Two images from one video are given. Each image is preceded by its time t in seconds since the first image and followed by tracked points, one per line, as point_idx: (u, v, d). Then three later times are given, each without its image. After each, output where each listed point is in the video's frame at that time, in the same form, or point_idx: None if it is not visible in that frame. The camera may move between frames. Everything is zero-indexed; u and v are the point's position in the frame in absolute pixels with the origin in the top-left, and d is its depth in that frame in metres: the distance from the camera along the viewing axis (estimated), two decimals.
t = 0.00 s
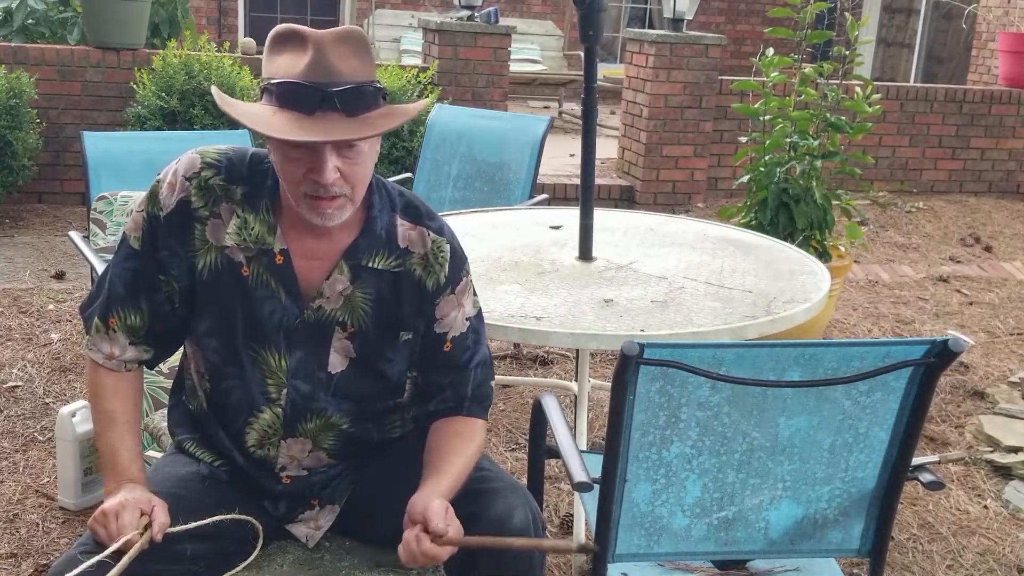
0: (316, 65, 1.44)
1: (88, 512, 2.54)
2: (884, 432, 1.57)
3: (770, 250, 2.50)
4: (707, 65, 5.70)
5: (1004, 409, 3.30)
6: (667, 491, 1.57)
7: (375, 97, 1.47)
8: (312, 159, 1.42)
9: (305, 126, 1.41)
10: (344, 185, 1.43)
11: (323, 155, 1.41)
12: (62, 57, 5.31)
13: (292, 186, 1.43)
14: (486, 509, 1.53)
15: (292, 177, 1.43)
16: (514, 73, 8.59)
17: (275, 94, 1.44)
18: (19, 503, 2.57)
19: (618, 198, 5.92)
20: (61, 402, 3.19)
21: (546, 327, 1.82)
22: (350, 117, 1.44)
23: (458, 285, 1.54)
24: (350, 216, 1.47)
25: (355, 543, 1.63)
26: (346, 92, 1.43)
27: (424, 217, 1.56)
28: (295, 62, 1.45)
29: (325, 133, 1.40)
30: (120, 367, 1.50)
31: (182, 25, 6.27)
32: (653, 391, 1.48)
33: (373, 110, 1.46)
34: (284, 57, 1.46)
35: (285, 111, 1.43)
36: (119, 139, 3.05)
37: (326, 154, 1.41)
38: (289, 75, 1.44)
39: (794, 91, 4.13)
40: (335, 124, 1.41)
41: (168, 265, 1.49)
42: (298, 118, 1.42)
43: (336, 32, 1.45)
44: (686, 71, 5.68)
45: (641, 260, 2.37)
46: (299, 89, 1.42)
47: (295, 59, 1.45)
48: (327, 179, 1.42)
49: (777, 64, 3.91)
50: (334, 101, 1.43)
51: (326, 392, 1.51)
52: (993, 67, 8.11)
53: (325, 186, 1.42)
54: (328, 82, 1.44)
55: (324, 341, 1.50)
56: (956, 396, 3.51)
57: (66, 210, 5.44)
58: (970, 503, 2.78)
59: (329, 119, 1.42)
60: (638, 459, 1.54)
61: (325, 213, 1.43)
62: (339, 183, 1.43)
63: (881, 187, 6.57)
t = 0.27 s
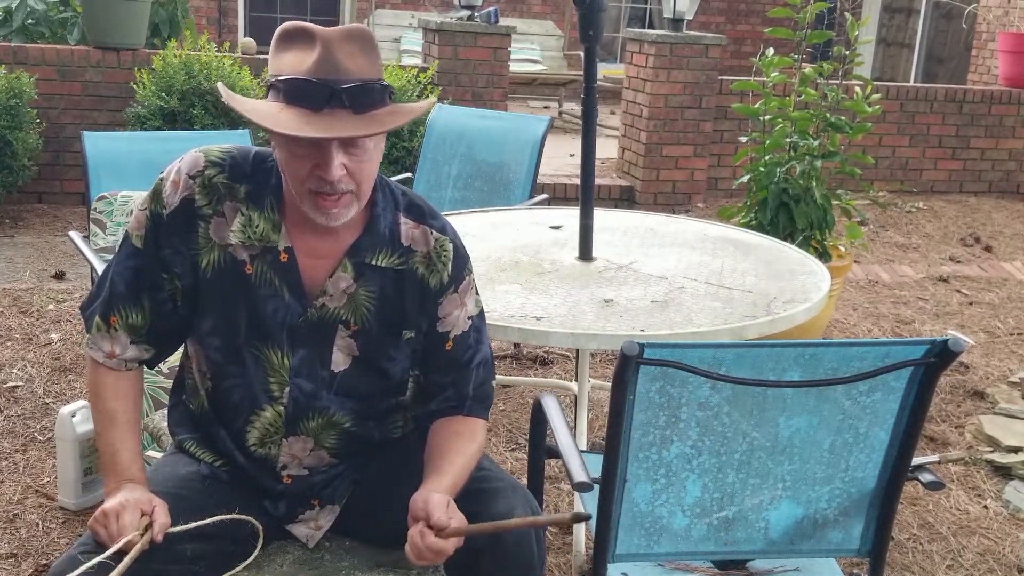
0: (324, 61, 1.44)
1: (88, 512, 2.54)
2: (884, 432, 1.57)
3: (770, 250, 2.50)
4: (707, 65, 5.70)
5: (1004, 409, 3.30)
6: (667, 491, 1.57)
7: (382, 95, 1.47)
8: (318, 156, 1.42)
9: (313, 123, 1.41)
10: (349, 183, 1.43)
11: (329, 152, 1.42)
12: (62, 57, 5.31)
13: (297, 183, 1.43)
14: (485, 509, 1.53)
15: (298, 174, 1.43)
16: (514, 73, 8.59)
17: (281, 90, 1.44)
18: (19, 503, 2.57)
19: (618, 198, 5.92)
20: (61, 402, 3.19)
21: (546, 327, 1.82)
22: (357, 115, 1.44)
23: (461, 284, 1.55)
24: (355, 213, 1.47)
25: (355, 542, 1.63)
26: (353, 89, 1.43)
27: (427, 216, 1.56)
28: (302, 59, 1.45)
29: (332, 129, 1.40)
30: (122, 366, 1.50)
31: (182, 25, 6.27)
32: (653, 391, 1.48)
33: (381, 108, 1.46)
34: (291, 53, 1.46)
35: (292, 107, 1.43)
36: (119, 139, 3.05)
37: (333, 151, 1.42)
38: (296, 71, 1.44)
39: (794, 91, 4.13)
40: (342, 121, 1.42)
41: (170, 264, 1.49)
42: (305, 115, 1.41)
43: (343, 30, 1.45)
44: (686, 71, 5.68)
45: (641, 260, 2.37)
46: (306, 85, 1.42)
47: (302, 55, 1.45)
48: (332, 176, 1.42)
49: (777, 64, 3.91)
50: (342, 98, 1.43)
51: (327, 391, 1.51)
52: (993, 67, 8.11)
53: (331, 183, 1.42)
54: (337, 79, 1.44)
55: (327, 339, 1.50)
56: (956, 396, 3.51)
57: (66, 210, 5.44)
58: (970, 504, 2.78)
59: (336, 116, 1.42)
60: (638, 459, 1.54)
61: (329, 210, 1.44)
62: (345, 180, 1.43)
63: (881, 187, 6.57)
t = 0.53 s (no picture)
0: (331, 62, 1.44)
1: (88, 512, 2.54)
2: (884, 432, 1.57)
3: (770, 250, 2.50)
4: (707, 65, 5.70)
5: (1004, 409, 3.30)
6: (667, 491, 1.57)
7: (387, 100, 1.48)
8: (320, 157, 1.42)
9: (317, 122, 1.41)
10: (350, 185, 1.43)
11: (331, 153, 1.42)
12: (62, 57, 5.31)
13: (298, 184, 1.43)
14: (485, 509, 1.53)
15: (300, 175, 1.43)
16: (514, 73, 8.59)
17: (286, 90, 1.44)
18: (19, 503, 2.57)
19: (618, 198, 5.92)
20: (61, 402, 3.19)
21: (546, 327, 1.82)
22: (360, 117, 1.44)
23: (461, 287, 1.55)
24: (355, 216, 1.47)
25: (355, 543, 1.63)
26: (358, 91, 1.43)
27: (427, 219, 1.56)
28: (308, 60, 1.45)
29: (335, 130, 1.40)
30: (122, 368, 1.49)
31: (182, 26, 6.27)
32: (653, 391, 1.48)
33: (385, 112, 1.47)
34: (298, 54, 1.46)
35: (296, 107, 1.43)
36: (120, 139, 3.05)
37: (334, 153, 1.42)
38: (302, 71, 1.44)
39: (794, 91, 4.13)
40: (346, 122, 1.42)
41: (170, 266, 1.49)
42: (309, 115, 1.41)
43: (351, 33, 1.46)
44: (686, 71, 5.68)
45: (641, 260, 2.37)
46: (311, 85, 1.42)
47: (309, 56, 1.46)
48: (334, 177, 1.42)
49: (777, 64, 3.91)
50: (347, 99, 1.43)
51: (328, 393, 1.51)
52: (993, 67, 8.11)
53: (332, 183, 1.42)
54: (342, 81, 1.44)
55: (327, 342, 1.50)
56: (956, 396, 3.51)
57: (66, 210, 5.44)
58: (970, 503, 2.78)
59: (340, 117, 1.42)
60: (638, 459, 1.54)
61: (329, 212, 1.43)
62: (345, 182, 1.43)
63: (881, 187, 6.57)
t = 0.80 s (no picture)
0: (331, 53, 1.44)
1: (88, 512, 2.54)
2: (884, 432, 1.57)
3: (770, 250, 2.50)
4: (706, 65, 5.70)
5: (1004, 409, 3.30)
6: (667, 491, 1.57)
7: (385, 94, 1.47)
8: (315, 148, 1.42)
9: (313, 111, 1.41)
10: (344, 177, 1.43)
11: (326, 144, 1.42)
12: (62, 57, 5.31)
13: (293, 175, 1.43)
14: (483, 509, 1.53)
15: (294, 166, 1.43)
16: (514, 73, 8.59)
17: (285, 79, 1.44)
18: (19, 503, 2.57)
19: (618, 198, 5.92)
20: (61, 401, 3.19)
21: (546, 327, 1.82)
22: (357, 109, 1.44)
23: (458, 287, 1.55)
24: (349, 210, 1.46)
25: (355, 543, 1.63)
26: (356, 83, 1.43)
27: (424, 218, 1.56)
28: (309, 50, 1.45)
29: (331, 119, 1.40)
30: (121, 368, 1.50)
31: (182, 26, 6.28)
32: (653, 391, 1.48)
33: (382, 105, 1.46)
34: (298, 44, 1.46)
35: (294, 96, 1.42)
36: (119, 138, 3.05)
37: (328, 143, 1.42)
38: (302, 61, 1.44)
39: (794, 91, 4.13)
40: (342, 112, 1.41)
41: (168, 266, 1.49)
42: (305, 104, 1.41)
43: (352, 26, 1.46)
44: (686, 71, 5.68)
45: (641, 260, 2.37)
46: (310, 75, 1.42)
47: (309, 46, 1.46)
48: (327, 168, 1.42)
49: (777, 64, 3.91)
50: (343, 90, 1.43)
51: (326, 392, 1.51)
52: (992, 67, 8.11)
53: (325, 174, 1.42)
54: (338, 71, 1.44)
55: (325, 341, 1.50)
56: (956, 396, 3.51)
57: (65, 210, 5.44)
58: (970, 504, 2.78)
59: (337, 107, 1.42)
60: (638, 459, 1.54)
61: (322, 203, 1.43)
62: (339, 173, 1.42)
63: (881, 187, 6.57)
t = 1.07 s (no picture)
0: (343, 50, 1.44)
1: (88, 512, 2.54)
2: (883, 432, 1.57)
3: (770, 250, 2.50)
4: (706, 65, 5.70)
5: (1004, 409, 3.30)
6: (666, 491, 1.57)
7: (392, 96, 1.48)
8: (321, 145, 1.42)
9: (323, 106, 1.40)
10: (347, 176, 1.43)
11: (332, 142, 1.42)
12: (62, 57, 5.31)
13: (297, 173, 1.43)
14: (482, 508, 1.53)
15: (299, 163, 1.43)
16: (514, 73, 8.59)
17: (293, 74, 1.44)
18: (19, 503, 2.57)
19: (618, 198, 5.92)
20: (61, 402, 3.19)
21: (546, 327, 1.82)
22: (365, 108, 1.44)
23: (454, 286, 1.55)
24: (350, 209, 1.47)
25: (355, 542, 1.63)
26: (367, 83, 1.43)
27: (421, 217, 1.56)
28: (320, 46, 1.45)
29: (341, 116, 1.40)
30: (118, 368, 1.49)
31: (182, 25, 6.28)
32: (653, 391, 1.48)
33: (389, 107, 1.47)
34: (309, 40, 1.46)
35: (303, 91, 1.42)
36: (119, 138, 3.05)
37: (335, 140, 1.42)
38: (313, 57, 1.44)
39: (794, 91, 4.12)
40: (352, 111, 1.41)
41: (165, 266, 1.49)
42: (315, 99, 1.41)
43: (365, 26, 1.46)
44: (686, 71, 5.68)
45: (641, 260, 2.37)
46: (320, 71, 1.42)
47: (320, 43, 1.45)
48: (332, 166, 1.42)
49: (777, 64, 3.91)
50: (355, 89, 1.43)
51: (324, 391, 1.51)
52: (992, 67, 8.11)
53: (330, 172, 1.42)
54: (351, 70, 1.43)
55: (321, 340, 1.50)
56: (956, 396, 3.51)
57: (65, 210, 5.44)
58: (970, 504, 2.78)
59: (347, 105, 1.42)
60: (638, 459, 1.54)
61: (325, 201, 1.43)
62: (343, 171, 1.42)
63: (881, 187, 6.57)
